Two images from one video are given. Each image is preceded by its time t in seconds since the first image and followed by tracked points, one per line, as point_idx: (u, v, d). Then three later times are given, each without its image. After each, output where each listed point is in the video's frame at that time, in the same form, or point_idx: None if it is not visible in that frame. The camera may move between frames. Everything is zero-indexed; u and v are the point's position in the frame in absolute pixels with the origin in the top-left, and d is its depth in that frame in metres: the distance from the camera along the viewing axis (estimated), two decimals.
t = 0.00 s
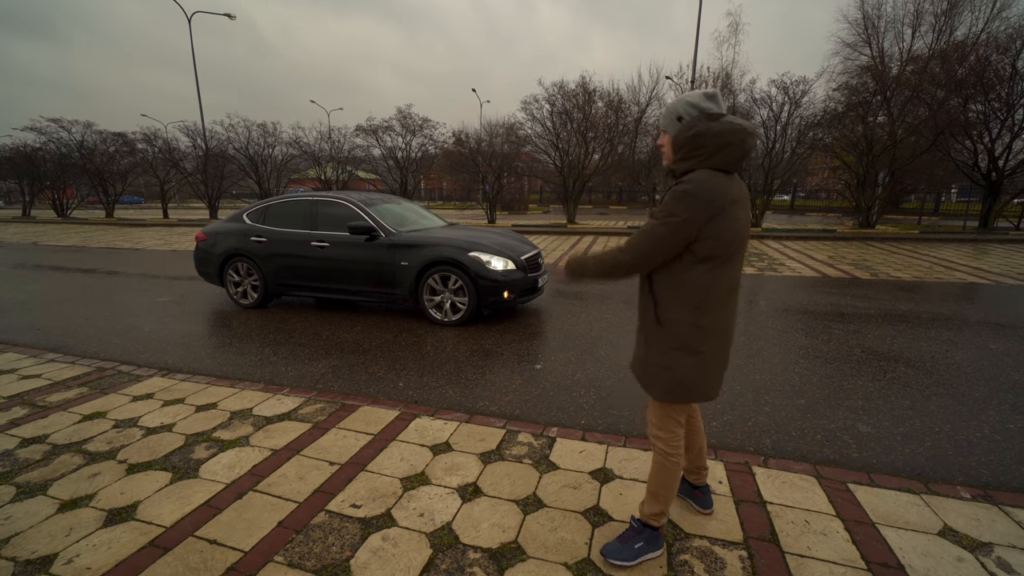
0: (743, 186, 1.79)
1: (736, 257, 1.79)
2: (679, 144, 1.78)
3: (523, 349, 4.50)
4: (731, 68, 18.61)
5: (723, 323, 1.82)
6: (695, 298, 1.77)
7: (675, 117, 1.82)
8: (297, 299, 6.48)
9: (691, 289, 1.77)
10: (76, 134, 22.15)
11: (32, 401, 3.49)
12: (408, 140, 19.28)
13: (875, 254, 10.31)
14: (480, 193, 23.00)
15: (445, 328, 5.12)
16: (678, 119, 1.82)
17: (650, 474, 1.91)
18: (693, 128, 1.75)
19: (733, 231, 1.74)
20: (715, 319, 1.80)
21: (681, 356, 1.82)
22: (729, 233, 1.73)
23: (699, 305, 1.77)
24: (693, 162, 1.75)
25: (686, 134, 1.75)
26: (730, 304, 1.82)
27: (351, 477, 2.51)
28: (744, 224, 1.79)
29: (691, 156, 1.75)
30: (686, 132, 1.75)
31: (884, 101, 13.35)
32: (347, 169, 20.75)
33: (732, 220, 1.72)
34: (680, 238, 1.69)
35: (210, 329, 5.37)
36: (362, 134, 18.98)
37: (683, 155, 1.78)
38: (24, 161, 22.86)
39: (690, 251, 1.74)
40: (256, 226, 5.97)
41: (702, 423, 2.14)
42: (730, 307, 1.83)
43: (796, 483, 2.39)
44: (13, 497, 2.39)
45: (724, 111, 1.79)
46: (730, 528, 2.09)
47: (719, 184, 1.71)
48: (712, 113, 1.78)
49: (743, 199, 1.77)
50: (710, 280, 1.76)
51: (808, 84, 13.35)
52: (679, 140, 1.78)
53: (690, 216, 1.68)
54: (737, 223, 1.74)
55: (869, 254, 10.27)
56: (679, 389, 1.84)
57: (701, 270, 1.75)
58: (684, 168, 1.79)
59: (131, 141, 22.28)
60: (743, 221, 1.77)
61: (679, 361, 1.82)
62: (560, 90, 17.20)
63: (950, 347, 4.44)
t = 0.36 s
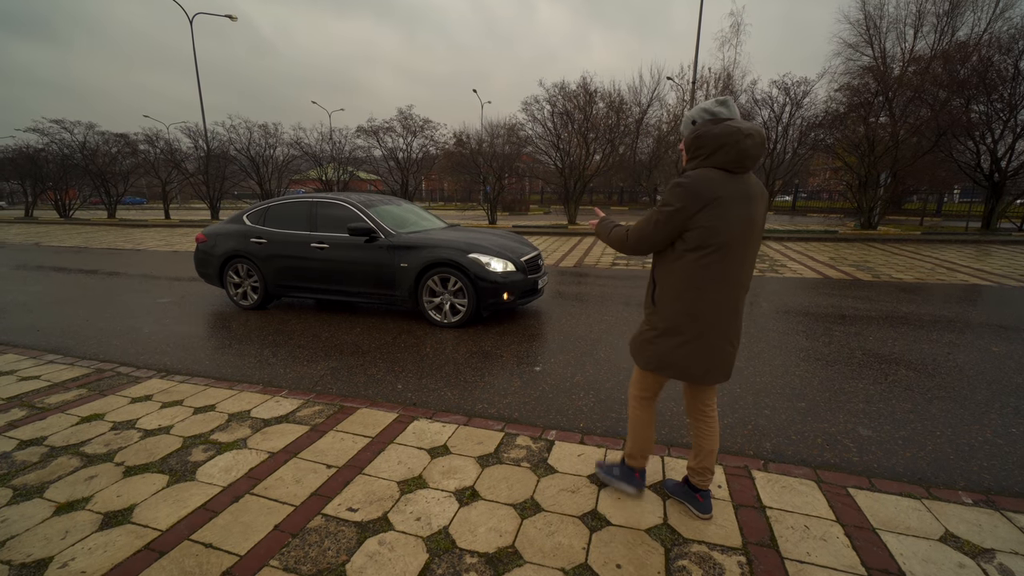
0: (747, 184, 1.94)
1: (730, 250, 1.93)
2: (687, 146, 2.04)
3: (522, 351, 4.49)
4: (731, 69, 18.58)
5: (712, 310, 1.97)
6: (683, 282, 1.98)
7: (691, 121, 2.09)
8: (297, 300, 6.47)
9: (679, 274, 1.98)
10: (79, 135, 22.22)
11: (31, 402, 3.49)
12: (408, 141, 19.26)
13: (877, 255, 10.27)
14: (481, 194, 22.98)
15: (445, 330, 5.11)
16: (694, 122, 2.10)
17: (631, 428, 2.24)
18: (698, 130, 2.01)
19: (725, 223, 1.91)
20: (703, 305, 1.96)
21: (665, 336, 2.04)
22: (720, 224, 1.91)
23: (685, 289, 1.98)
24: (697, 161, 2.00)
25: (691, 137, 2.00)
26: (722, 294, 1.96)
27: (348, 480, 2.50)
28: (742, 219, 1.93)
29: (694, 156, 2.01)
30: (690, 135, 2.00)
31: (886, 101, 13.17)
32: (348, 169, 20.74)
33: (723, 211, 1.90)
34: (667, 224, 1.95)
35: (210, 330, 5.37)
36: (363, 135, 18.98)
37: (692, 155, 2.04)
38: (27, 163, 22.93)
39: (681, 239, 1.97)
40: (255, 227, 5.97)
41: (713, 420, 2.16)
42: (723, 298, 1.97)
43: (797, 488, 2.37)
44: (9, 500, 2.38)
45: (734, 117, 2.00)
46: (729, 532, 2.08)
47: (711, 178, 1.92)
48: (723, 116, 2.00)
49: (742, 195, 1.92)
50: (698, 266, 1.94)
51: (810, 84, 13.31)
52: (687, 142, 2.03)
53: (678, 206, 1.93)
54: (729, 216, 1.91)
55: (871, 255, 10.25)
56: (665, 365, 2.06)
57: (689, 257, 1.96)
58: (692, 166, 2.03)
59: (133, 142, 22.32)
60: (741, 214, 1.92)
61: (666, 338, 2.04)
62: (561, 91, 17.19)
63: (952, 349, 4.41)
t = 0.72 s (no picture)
0: (714, 187, 2.07)
1: (698, 248, 2.08)
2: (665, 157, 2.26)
3: (524, 351, 4.46)
4: (736, 68, 18.48)
5: (684, 304, 2.15)
6: (657, 278, 2.20)
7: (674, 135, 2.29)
8: (300, 300, 6.47)
9: (653, 271, 2.21)
10: (86, 137, 22.44)
11: (34, 401, 3.49)
12: (412, 142, 19.28)
13: (884, 256, 10.18)
14: (485, 194, 22.98)
15: (446, 329, 5.09)
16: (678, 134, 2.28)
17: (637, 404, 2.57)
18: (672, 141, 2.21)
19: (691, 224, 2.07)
20: (675, 299, 2.16)
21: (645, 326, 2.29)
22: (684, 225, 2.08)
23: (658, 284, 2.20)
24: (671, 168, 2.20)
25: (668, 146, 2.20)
26: (694, 289, 2.13)
27: (347, 480, 2.49)
28: (708, 219, 2.07)
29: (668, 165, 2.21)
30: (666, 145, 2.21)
31: (892, 101, 13.19)
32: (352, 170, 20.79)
33: (686, 214, 2.07)
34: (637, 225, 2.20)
35: (213, 330, 5.38)
36: (367, 136, 19.03)
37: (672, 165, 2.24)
38: (35, 164, 23.18)
39: (653, 240, 2.20)
40: (258, 227, 5.98)
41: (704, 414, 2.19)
42: (695, 292, 2.13)
43: (802, 491, 2.33)
44: (9, 498, 2.37)
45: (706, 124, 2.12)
46: (732, 536, 2.04)
47: (676, 184, 2.11)
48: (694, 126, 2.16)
49: (707, 197, 2.06)
50: (667, 265, 2.15)
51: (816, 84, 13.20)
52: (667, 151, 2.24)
53: (646, 210, 2.16)
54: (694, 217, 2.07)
55: (878, 256, 10.15)
56: (647, 353, 2.30)
57: (659, 255, 2.17)
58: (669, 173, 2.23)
59: (139, 143, 22.50)
60: (704, 215, 2.06)
61: (648, 328, 2.28)
62: (565, 91, 17.17)
63: (960, 350, 4.35)
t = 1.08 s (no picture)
0: (685, 181, 2.41)
1: (673, 233, 2.41)
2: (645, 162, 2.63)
3: (533, 353, 4.42)
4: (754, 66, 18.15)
5: (665, 285, 2.46)
6: (642, 264, 2.53)
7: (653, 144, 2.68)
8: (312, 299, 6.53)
9: (639, 259, 2.54)
10: (111, 140, 23.08)
11: (52, 397, 3.57)
12: (425, 143, 19.36)
13: (907, 257, 9.88)
14: (498, 195, 22.97)
15: (456, 330, 5.08)
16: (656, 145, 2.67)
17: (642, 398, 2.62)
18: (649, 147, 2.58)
19: (664, 214, 2.41)
20: (657, 282, 2.47)
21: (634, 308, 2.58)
22: (660, 214, 2.42)
23: (642, 268, 2.52)
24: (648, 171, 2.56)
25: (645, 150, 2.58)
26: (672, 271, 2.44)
27: (351, 481, 2.48)
28: (680, 209, 2.40)
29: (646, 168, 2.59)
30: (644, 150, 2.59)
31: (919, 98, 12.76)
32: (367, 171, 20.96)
33: (661, 205, 2.42)
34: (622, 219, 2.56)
35: (227, 329, 5.45)
36: (381, 137, 19.17)
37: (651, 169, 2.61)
38: (63, 167, 23.92)
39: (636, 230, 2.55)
40: (272, 227, 6.05)
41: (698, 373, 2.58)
42: (673, 274, 2.45)
43: (817, 501, 2.24)
44: (23, 492, 2.42)
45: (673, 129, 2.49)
46: (742, 547, 1.97)
47: (649, 181, 2.48)
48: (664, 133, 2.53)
49: (679, 191, 2.41)
50: (648, 251, 2.48)
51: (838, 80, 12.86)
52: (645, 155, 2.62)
53: (628, 205, 2.53)
54: (670, 206, 2.41)
55: (901, 257, 9.86)
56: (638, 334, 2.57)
57: (642, 242, 2.51)
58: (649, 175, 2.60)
59: (161, 146, 23.04)
60: (676, 205, 2.40)
61: (637, 310, 2.57)
62: (578, 91, 17.06)
63: (988, 356, 4.18)
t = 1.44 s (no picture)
0: (695, 186, 2.37)
1: (683, 237, 2.35)
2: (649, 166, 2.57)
3: (540, 357, 4.35)
4: (774, 64, 17.76)
5: (672, 288, 2.41)
6: (649, 267, 2.44)
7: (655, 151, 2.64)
8: (323, 301, 6.56)
9: (645, 262, 2.45)
10: (137, 143, 23.71)
11: (64, 397, 3.63)
12: (440, 144, 19.41)
13: (933, 259, 9.52)
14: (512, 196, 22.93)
15: (463, 332, 5.04)
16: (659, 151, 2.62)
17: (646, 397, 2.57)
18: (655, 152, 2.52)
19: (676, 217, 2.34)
20: (664, 285, 2.42)
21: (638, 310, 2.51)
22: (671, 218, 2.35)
23: (648, 271, 2.45)
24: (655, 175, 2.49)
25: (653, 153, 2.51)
26: (681, 275, 2.38)
27: (348, 487, 2.45)
28: (692, 213, 2.34)
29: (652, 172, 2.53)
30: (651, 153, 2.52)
31: (945, 94, 12.53)
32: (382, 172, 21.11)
33: (673, 208, 2.34)
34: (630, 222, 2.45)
35: (238, 330, 5.51)
36: (396, 138, 19.29)
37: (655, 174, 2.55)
38: (91, 169, 24.67)
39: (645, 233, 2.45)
40: (283, 229, 6.09)
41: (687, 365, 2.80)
42: (679, 276, 2.39)
43: (830, 519, 2.13)
44: (27, 492, 2.45)
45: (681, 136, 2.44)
46: (747, 566, 1.88)
47: (659, 184, 2.40)
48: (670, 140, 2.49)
49: (689, 195, 2.35)
50: (657, 254, 2.40)
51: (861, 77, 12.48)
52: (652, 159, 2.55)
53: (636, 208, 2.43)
54: (682, 210, 2.34)
55: (927, 259, 9.51)
56: (641, 337, 2.51)
57: (650, 246, 2.42)
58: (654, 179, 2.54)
59: (184, 148, 23.60)
60: (687, 210, 2.34)
61: (641, 313, 2.49)
62: (593, 91, 16.91)
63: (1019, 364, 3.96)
